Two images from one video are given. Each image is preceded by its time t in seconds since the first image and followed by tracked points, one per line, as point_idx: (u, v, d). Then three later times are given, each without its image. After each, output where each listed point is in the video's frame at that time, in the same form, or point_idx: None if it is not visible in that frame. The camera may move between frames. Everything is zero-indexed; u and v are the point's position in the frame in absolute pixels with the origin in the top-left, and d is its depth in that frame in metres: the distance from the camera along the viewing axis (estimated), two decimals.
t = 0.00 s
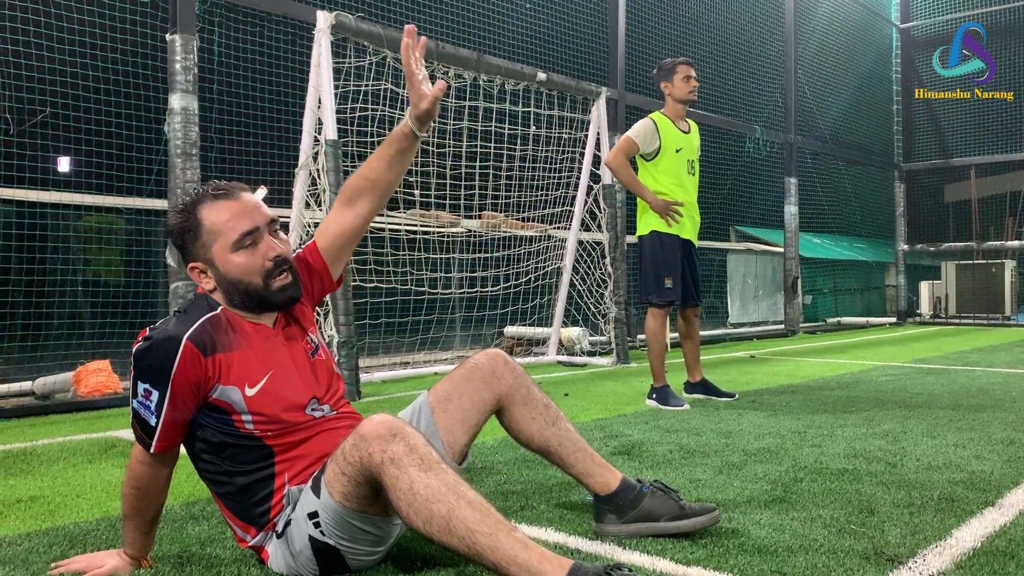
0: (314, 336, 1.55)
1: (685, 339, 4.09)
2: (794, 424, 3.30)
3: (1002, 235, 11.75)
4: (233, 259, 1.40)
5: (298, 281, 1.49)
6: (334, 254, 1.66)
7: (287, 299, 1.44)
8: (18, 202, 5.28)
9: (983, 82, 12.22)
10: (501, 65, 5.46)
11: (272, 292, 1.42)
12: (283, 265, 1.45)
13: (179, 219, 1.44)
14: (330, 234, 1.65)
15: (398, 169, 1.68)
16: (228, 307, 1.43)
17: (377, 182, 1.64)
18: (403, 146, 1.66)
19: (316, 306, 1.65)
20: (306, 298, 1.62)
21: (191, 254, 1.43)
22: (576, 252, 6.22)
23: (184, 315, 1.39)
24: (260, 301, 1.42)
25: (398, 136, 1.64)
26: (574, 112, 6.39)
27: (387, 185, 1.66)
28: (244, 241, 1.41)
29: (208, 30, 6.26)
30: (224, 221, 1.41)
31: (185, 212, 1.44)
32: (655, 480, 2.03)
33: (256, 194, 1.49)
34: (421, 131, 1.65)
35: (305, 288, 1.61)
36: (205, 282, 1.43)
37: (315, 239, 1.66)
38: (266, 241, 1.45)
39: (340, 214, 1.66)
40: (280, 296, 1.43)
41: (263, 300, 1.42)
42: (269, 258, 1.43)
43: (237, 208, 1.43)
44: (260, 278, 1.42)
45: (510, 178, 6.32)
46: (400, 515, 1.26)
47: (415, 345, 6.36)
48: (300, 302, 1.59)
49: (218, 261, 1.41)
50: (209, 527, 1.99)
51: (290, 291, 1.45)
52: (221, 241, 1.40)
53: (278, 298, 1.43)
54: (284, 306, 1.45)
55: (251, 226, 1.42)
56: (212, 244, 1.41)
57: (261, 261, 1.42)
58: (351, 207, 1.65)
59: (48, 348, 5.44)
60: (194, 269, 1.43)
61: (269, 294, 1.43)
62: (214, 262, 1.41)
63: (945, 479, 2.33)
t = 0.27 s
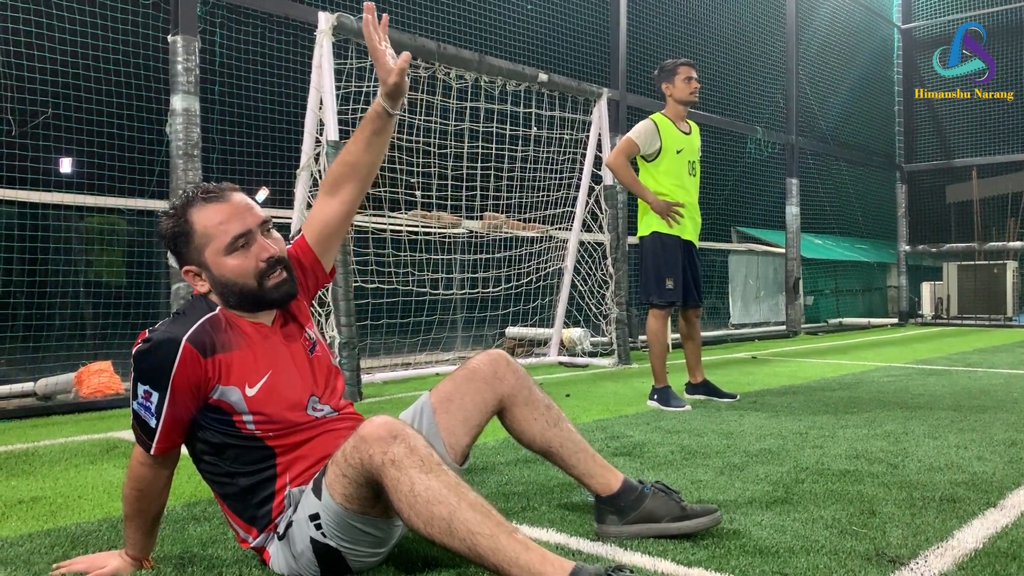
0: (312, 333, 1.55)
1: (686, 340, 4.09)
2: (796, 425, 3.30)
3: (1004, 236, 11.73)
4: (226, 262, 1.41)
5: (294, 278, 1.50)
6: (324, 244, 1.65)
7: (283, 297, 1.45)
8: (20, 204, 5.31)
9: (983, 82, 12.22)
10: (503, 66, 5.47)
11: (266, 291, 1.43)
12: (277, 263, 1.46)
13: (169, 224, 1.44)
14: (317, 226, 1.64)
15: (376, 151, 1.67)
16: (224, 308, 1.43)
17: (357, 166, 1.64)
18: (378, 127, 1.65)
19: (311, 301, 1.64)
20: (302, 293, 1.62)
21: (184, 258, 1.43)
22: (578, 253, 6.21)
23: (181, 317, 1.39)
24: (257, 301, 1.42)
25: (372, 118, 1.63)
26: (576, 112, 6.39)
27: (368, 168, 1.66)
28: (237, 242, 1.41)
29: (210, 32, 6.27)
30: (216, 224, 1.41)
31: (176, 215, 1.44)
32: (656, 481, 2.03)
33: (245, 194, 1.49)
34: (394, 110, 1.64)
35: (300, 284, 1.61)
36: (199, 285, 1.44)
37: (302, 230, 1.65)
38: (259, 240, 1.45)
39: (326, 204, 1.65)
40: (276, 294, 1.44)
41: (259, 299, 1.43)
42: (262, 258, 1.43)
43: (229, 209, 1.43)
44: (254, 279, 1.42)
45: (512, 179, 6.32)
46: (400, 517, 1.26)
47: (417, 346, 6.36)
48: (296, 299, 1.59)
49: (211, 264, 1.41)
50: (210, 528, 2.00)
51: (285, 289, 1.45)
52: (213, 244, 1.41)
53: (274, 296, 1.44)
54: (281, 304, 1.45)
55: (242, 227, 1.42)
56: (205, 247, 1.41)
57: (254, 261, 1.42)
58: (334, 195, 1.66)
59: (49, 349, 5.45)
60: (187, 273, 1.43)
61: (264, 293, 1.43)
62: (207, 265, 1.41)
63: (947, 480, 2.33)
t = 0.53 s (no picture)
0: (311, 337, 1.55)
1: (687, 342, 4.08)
2: (797, 427, 3.29)
3: (1005, 237, 11.73)
4: (224, 265, 1.41)
5: (292, 280, 1.50)
6: (321, 248, 1.64)
7: (282, 298, 1.45)
8: (21, 206, 5.23)
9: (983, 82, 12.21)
10: (504, 68, 5.47)
11: (264, 293, 1.43)
12: (275, 266, 1.46)
13: (168, 228, 1.46)
14: (313, 229, 1.64)
15: (372, 153, 1.65)
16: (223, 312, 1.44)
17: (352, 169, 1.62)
18: (372, 129, 1.63)
19: (311, 304, 1.65)
20: (302, 296, 1.62)
21: (183, 262, 1.44)
22: (579, 255, 6.21)
23: (180, 320, 1.39)
24: (255, 303, 1.43)
25: (365, 120, 1.61)
26: (577, 115, 6.40)
27: (364, 171, 1.65)
28: (235, 245, 1.42)
29: (211, 35, 6.28)
30: (213, 227, 1.42)
31: (173, 220, 1.45)
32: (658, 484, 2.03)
33: (243, 197, 1.50)
34: (387, 112, 1.62)
35: (299, 287, 1.61)
36: (198, 289, 1.44)
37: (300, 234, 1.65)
38: (257, 243, 1.45)
39: (322, 208, 1.65)
40: (275, 296, 1.44)
41: (258, 302, 1.43)
42: (261, 260, 1.44)
43: (226, 212, 1.44)
44: (252, 281, 1.42)
45: (512, 182, 6.32)
46: (399, 524, 1.26)
47: (418, 348, 6.36)
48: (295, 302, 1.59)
49: (209, 267, 1.41)
50: (212, 531, 2.00)
51: (284, 291, 1.45)
52: (211, 248, 1.42)
53: (274, 299, 1.44)
54: (280, 306, 1.45)
55: (240, 230, 1.43)
56: (203, 250, 1.42)
57: (252, 264, 1.43)
58: (331, 199, 1.65)
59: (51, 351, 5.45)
60: (186, 277, 1.44)
61: (264, 295, 1.43)
62: (206, 269, 1.42)
63: (949, 483, 2.33)
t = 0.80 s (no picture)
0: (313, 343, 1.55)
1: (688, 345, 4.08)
2: (798, 430, 3.30)
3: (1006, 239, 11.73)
4: (228, 270, 1.42)
5: (296, 287, 1.50)
6: (326, 256, 1.65)
7: (286, 305, 1.45)
8: (24, 209, 5.26)
9: (983, 82, 12.20)
10: (505, 71, 5.48)
11: (269, 299, 1.43)
12: (279, 272, 1.46)
13: (173, 233, 1.46)
14: (320, 237, 1.64)
15: (383, 167, 1.65)
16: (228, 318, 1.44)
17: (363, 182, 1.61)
18: (387, 143, 1.62)
19: (315, 310, 1.65)
20: (305, 303, 1.63)
21: (187, 267, 1.45)
22: (579, 258, 6.22)
23: (184, 326, 1.40)
24: (258, 309, 1.43)
25: (380, 133, 1.61)
26: (577, 118, 6.42)
27: (374, 184, 1.64)
28: (239, 250, 1.42)
29: (213, 38, 6.30)
30: (217, 232, 1.42)
31: (178, 225, 1.46)
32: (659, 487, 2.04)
33: (248, 202, 1.50)
34: (403, 126, 1.61)
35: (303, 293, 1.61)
36: (202, 294, 1.45)
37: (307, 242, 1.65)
38: (261, 249, 1.46)
39: (329, 216, 1.65)
40: (279, 303, 1.44)
41: (261, 308, 1.43)
42: (265, 266, 1.44)
43: (230, 217, 1.44)
44: (256, 287, 1.42)
45: (513, 185, 6.33)
46: (397, 532, 1.26)
47: (418, 351, 6.37)
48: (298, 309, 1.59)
49: (213, 273, 1.42)
50: (213, 534, 2.00)
51: (288, 298, 1.45)
52: (215, 253, 1.42)
53: (278, 305, 1.44)
54: (284, 313, 1.46)
55: (244, 236, 1.43)
56: (207, 255, 1.43)
57: (256, 270, 1.43)
58: (339, 209, 1.64)
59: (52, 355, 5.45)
60: (191, 282, 1.45)
61: (268, 302, 1.43)
62: (210, 275, 1.43)
63: (949, 486, 2.33)
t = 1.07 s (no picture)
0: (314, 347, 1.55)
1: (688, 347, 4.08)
2: (799, 432, 3.30)
3: (1006, 241, 11.72)
4: (233, 276, 1.42)
5: (300, 293, 1.50)
6: (329, 261, 1.65)
7: (290, 310, 1.45)
8: (25, 212, 5.30)
9: (984, 83, 12.19)
10: (505, 74, 5.48)
11: (273, 306, 1.44)
12: (283, 278, 1.46)
13: (177, 235, 1.46)
14: (324, 242, 1.64)
15: (391, 176, 1.63)
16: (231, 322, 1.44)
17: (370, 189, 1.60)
18: (395, 152, 1.61)
19: (317, 314, 1.65)
20: (307, 307, 1.63)
21: (191, 270, 1.45)
22: (580, 260, 6.22)
23: (187, 330, 1.40)
24: (262, 316, 1.43)
25: (389, 142, 1.60)
26: (578, 120, 6.42)
27: (381, 192, 1.63)
28: (244, 256, 1.43)
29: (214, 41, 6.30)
30: (223, 236, 1.43)
31: (182, 227, 1.46)
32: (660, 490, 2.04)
33: (253, 206, 1.51)
34: (412, 136, 1.60)
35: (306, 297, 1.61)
36: (206, 298, 1.45)
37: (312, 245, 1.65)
38: (266, 255, 1.46)
39: (333, 222, 1.64)
40: (283, 309, 1.44)
41: (265, 313, 1.43)
42: (269, 272, 1.44)
43: (236, 222, 1.44)
44: (260, 294, 1.42)
45: (513, 187, 6.34)
46: (397, 537, 1.26)
47: (419, 353, 6.37)
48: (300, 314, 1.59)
49: (218, 278, 1.42)
50: (214, 537, 2.00)
51: (292, 304, 1.46)
52: (220, 258, 1.42)
53: (281, 312, 1.44)
54: (287, 319, 1.46)
55: (249, 242, 1.43)
56: (212, 260, 1.43)
57: (260, 275, 1.43)
58: (345, 215, 1.64)
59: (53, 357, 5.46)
60: (194, 286, 1.45)
61: (271, 307, 1.43)
62: (214, 279, 1.43)
63: (951, 488, 2.32)
